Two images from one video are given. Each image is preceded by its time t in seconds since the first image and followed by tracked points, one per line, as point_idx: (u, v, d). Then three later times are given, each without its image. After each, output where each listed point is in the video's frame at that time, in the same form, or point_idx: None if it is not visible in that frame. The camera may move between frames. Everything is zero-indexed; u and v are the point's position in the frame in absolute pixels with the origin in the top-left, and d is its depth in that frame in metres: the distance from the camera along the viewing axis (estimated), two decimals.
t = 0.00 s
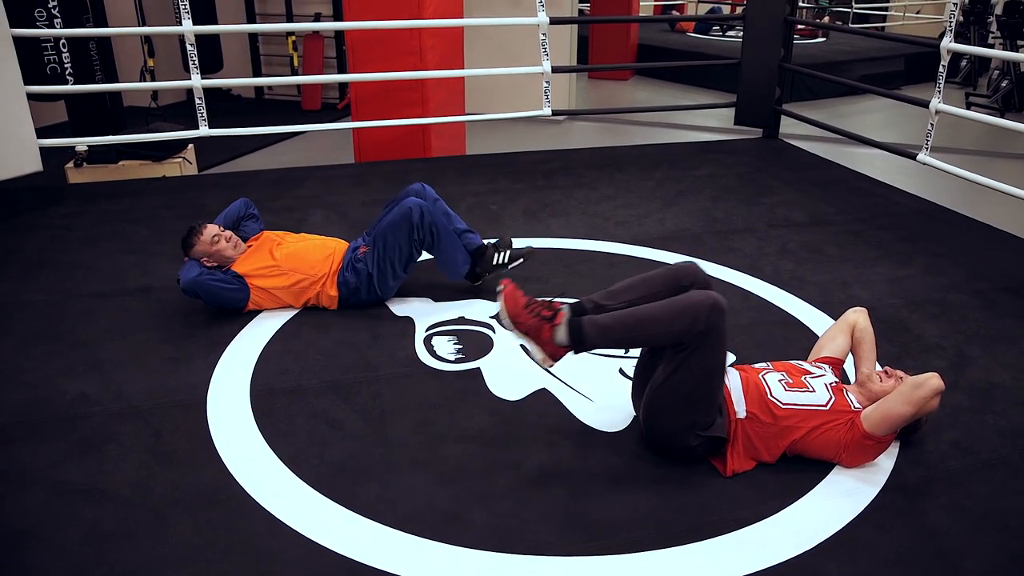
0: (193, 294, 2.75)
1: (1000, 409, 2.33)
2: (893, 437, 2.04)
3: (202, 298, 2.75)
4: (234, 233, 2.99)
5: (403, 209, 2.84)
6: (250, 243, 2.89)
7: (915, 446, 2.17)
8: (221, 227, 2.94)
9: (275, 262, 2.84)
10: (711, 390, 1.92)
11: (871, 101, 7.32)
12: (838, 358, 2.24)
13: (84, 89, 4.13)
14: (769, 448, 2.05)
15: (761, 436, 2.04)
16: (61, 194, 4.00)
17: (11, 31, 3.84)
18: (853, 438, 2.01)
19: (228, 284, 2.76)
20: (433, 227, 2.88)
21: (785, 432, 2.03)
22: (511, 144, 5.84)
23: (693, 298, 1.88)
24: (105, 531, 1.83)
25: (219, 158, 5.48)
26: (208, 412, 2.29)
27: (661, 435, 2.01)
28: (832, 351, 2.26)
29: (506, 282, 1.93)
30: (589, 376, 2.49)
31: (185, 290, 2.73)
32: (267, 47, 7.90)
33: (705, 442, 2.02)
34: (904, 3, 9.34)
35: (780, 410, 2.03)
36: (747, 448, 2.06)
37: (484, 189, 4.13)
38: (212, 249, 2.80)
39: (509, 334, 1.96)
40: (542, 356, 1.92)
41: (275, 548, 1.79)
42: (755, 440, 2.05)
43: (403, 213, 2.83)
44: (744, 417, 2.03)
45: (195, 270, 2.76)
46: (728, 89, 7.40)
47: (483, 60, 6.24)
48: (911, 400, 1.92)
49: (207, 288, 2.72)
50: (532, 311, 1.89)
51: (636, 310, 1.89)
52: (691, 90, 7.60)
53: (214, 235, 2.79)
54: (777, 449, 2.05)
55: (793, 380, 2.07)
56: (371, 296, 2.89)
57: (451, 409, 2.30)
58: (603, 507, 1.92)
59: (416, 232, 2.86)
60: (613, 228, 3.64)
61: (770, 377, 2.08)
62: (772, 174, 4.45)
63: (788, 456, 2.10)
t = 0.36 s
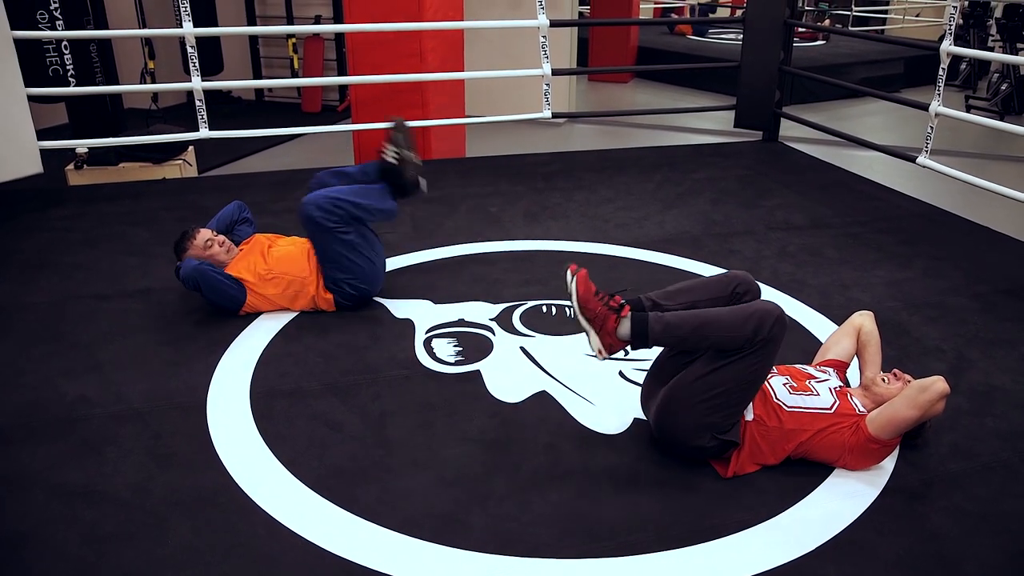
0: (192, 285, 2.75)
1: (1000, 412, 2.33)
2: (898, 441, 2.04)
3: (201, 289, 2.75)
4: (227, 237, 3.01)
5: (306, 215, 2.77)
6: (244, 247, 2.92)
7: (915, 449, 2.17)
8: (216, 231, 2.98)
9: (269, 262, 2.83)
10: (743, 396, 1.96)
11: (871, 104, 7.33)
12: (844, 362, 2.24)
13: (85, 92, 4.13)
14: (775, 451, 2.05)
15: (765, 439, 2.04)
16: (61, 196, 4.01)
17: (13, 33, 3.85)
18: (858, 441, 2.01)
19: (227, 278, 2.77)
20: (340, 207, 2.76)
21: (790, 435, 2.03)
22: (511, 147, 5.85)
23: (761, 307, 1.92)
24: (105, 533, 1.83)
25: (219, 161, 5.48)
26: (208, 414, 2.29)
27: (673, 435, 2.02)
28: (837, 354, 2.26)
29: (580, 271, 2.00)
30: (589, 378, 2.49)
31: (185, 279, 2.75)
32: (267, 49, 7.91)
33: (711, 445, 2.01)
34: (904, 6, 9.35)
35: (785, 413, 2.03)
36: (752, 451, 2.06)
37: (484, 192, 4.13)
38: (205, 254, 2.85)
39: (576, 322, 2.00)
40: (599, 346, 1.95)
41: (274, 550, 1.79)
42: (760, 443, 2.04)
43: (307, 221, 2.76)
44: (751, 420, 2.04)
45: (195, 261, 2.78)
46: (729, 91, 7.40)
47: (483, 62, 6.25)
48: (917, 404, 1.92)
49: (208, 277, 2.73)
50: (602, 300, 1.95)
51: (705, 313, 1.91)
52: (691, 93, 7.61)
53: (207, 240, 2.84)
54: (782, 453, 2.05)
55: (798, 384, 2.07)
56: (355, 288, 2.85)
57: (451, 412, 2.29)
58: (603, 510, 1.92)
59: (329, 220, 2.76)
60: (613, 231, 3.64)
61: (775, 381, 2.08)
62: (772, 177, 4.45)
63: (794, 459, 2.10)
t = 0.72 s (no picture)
0: (185, 284, 2.76)
1: (1000, 412, 2.33)
2: (894, 441, 2.04)
3: (193, 289, 2.76)
4: (219, 241, 3.01)
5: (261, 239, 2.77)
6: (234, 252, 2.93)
7: (916, 449, 2.16)
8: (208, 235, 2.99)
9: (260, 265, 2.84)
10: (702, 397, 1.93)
11: (870, 105, 7.34)
12: (839, 362, 2.24)
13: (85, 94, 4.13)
14: (771, 452, 2.05)
15: (762, 440, 2.04)
16: (61, 199, 4.01)
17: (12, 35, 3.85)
18: (855, 441, 2.01)
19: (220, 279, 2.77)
20: (292, 215, 2.76)
21: (786, 436, 2.03)
22: (511, 148, 5.85)
23: (667, 310, 1.89)
24: (105, 535, 1.83)
25: (218, 163, 5.48)
26: (208, 416, 2.28)
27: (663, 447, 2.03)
28: (833, 354, 2.26)
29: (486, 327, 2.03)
30: (588, 380, 2.48)
31: (178, 277, 2.75)
32: (267, 51, 7.92)
33: (706, 445, 2.01)
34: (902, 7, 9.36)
35: (781, 414, 2.02)
36: (749, 452, 2.06)
37: (484, 193, 4.13)
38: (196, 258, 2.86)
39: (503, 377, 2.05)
40: (534, 391, 2.01)
41: (275, 551, 1.78)
42: (757, 444, 2.04)
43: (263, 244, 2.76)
44: (745, 421, 2.02)
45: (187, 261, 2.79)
46: (728, 93, 7.41)
47: (483, 64, 6.26)
48: (913, 405, 1.91)
49: (200, 277, 2.74)
50: (514, 350, 1.99)
51: (615, 329, 1.93)
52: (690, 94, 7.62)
53: (197, 244, 2.85)
54: (779, 453, 2.05)
55: (794, 385, 2.07)
56: (341, 283, 2.83)
57: (451, 413, 2.29)
58: (603, 511, 1.92)
59: (281, 232, 2.75)
60: (613, 232, 3.64)
61: (770, 382, 2.07)
62: (771, 178, 4.45)
63: (790, 459, 2.10)
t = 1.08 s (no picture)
0: (189, 295, 2.75)
1: (1001, 415, 2.33)
2: (894, 442, 2.04)
3: (198, 299, 2.76)
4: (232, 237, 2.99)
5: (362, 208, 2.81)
6: (245, 248, 2.89)
7: (917, 452, 2.16)
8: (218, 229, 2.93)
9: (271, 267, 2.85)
10: (658, 403, 1.95)
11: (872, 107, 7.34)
12: (840, 363, 2.24)
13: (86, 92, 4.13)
14: (771, 453, 2.05)
15: (762, 440, 2.04)
16: (62, 198, 4.01)
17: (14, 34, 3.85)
18: (855, 442, 2.01)
19: (225, 287, 2.77)
20: (393, 218, 2.79)
21: (786, 436, 2.03)
22: (512, 149, 5.85)
23: (573, 339, 1.98)
24: (105, 535, 1.83)
25: (219, 162, 5.49)
26: (208, 415, 2.28)
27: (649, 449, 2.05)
28: (833, 356, 2.26)
29: (403, 352, 2.09)
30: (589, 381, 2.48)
31: (182, 290, 2.74)
32: (269, 50, 7.92)
33: (703, 447, 2.02)
34: (905, 9, 9.36)
35: (781, 413, 2.03)
36: (748, 453, 2.06)
37: (486, 194, 4.13)
38: (207, 253, 2.79)
39: (416, 400, 2.11)
40: (448, 415, 2.08)
41: (275, 551, 1.78)
42: (757, 444, 2.04)
43: (359, 212, 2.78)
44: (745, 421, 2.03)
45: (191, 271, 2.78)
46: (730, 94, 7.40)
47: (485, 64, 6.26)
48: (913, 407, 1.92)
49: (204, 289, 2.73)
50: (430, 376, 2.05)
51: (528, 358, 2.02)
52: (692, 96, 7.61)
53: (208, 239, 2.78)
54: (778, 453, 2.05)
55: (794, 384, 2.08)
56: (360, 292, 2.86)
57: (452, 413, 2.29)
58: (603, 512, 1.92)
59: (377, 224, 2.79)
60: (614, 233, 3.64)
61: (771, 381, 2.08)
62: (773, 180, 4.45)
63: (790, 460, 2.10)
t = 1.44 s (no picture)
0: (191, 301, 2.74)
1: (999, 420, 2.34)
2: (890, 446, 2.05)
3: (201, 304, 2.75)
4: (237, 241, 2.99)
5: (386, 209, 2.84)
6: (249, 251, 2.90)
7: (915, 457, 2.17)
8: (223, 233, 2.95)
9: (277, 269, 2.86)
10: (629, 418, 1.96)
11: (870, 111, 7.36)
12: (836, 368, 2.24)
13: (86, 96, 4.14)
14: (767, 458, 2.06)
15: (758, 444, 2.04)
16: (62, 200, 4.01)
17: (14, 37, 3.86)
18: (851, 447, 2.02)
19: (229, 292, 2.76)
20: (416, 221, 2.85)
21: (782, 441, 2.04)
22: (512, 153, 5.87)
23: (538, 367, 2.01)
24: (104, 539, 1.83)
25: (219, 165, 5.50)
26: (207, 420, 2.29)
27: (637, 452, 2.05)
28: (830, 361, 2.26)
29: (370, 352, 2.12)
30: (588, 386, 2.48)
31: (184, 295, 2.73)
32: (269, 54, 7.94)
33: (696, 453, 2.02)
34: (903, 14, 9.40)
35: (777, 418, 2.03)
36: (744, 457, 2.06)
37: (485, 198, 4.14)
38: (211, 256, 2.80)
39: (376, 403, 2.13)
40: (403, 422, 2.08)
41: (274, 556, 1.79)
42: (753, 448, 2.05)
43: (384, 214, 2.82)
44: (740, 425, 2.03)
45: (195, 276, 2.76)
46: (729, 98, 7.42)
47: (484, 68, 6.27)
48: (907, 409, 1.92)
49: (207, 294, 2.72)
50: (393, 379, 2.07)
51: (491, 378, 2.06)
52: (691, 100, 7.63)
53: (211, 243, 2.80)
54: (775, 458, 2.06)
55: (790, 389, 2.08)
56: (370, 295, 2.86)
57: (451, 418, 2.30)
58: (601, 517, 1.92)
59: (401, 226, 2.83)
60: (613, 238, 3.65)
61: (767, 386, 2.08)
62: (772, 185, 4.46)
63: (786, 465, 2.10)
